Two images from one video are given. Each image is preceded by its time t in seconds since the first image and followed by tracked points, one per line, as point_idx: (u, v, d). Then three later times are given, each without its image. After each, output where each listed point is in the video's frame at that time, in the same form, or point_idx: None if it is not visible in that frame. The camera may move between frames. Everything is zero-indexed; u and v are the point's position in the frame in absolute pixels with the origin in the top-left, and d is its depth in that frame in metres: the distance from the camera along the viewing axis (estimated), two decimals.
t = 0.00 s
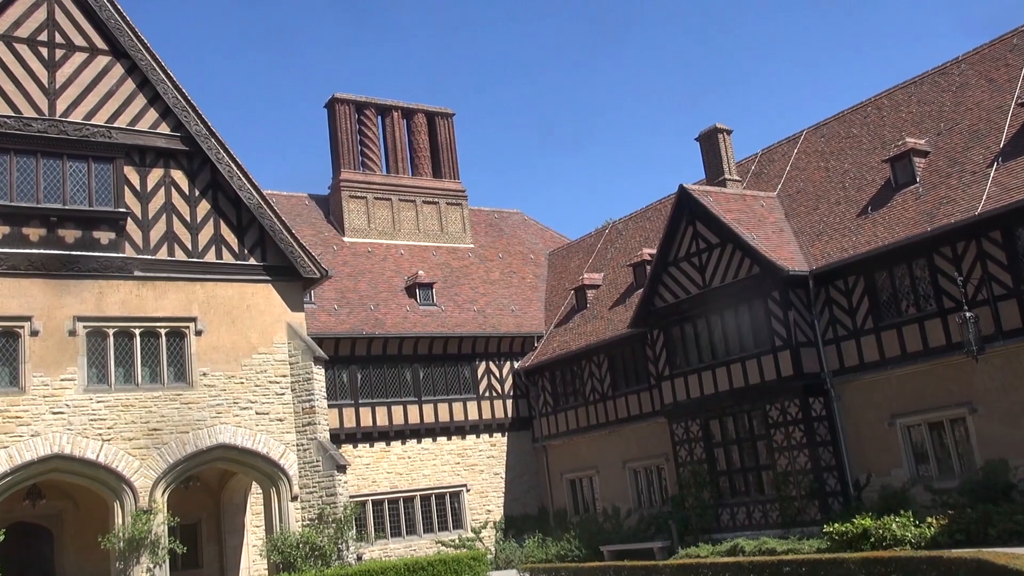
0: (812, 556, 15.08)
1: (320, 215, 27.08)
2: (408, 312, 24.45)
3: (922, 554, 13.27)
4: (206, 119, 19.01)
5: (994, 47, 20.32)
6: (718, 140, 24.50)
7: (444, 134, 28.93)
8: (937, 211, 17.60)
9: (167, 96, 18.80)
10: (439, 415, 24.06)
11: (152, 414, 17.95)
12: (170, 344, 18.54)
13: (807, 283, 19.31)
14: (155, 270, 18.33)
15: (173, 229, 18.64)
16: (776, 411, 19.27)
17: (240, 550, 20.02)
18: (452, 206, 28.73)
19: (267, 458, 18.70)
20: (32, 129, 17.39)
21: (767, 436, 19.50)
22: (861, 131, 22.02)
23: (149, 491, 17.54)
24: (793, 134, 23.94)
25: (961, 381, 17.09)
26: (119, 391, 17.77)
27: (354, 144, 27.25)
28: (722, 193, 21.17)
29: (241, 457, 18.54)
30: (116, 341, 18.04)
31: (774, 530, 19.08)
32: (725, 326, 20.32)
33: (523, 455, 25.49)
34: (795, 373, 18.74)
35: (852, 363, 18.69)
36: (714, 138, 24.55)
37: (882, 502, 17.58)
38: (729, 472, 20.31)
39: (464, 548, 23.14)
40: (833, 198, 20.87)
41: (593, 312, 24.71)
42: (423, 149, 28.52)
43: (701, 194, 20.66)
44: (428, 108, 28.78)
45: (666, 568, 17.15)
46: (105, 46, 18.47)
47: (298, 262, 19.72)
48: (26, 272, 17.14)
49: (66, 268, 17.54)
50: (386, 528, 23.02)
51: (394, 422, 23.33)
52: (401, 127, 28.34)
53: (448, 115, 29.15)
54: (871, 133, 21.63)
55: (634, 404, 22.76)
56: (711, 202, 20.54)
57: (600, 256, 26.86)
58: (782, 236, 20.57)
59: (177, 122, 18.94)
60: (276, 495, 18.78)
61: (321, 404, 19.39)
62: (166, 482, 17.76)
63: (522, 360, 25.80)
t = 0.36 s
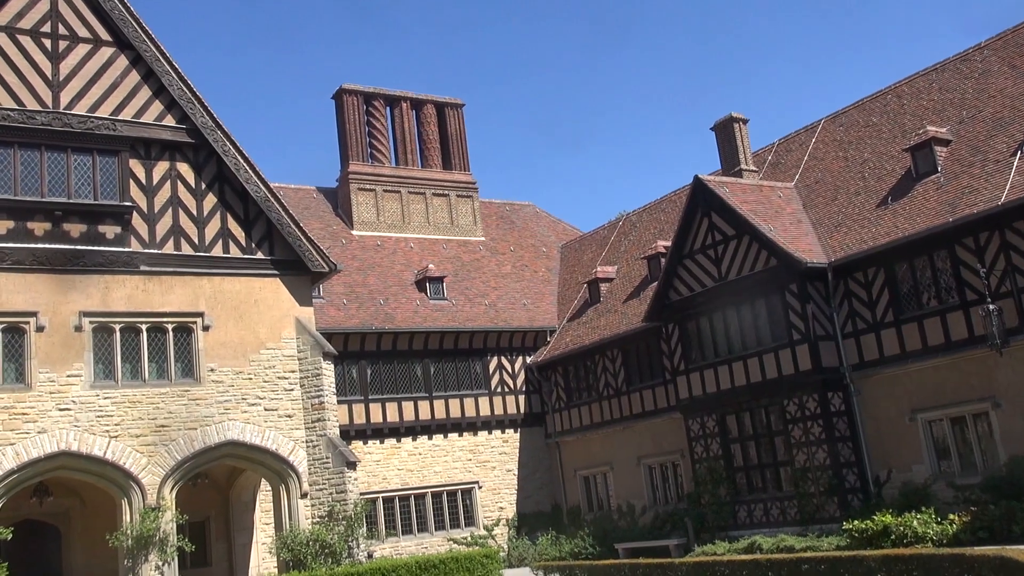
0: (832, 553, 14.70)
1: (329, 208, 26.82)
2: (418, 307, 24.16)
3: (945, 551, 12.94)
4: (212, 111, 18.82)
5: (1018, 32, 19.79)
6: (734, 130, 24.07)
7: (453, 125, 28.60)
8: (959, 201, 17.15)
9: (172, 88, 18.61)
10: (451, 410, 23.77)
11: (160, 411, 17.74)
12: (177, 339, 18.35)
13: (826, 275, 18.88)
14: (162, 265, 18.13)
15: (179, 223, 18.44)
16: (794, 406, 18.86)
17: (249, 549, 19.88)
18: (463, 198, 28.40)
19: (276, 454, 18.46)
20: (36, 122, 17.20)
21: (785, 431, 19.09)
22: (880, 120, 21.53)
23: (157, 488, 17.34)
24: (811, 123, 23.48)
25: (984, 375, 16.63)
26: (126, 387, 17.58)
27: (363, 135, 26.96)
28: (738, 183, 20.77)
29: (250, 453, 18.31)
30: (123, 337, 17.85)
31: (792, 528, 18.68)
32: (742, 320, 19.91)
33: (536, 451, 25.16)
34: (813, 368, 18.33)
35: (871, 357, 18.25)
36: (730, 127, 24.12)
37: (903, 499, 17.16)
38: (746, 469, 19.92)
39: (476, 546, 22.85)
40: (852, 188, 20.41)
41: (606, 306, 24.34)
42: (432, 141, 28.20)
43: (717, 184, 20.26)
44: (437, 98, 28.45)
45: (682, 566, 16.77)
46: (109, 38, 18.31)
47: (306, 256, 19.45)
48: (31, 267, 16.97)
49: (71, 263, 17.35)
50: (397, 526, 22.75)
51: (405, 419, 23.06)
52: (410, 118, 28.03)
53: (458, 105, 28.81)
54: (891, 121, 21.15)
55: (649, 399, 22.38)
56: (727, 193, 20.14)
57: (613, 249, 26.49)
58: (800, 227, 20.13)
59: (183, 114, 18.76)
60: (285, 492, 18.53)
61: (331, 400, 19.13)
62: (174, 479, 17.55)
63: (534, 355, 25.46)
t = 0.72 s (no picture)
0: (845, 543, 14.75)
1: (342, 197, 26.92)
2: (431, 296, 24.24)
3: (959, 540, 13.07)
4: (226, 102, 18.94)
5: None
6: (747, 119, 24.02)
7: (466, 115, 28.63)
8: (974, 189, 17.08)
9: (187, 79, 18.77)
10: (464, 399, 23.87)
11: (175, 399, 17.91)
12: (192, 329, 18.50)
13: (839, 264, 18.83)
14: (177, 255, 18.30)
15: (194, 213, 18.57)
16: (808, 396, 18.84)
17: (265, 535, 20.00)
18: (476, 188, 28.44)
19: (290, 443, 18.61)
20: (52, 113, 17.44)
21: (798, 421, 19.09)
22: (895, 108, 21.43)
23: (173, 476, 17.51)
24: (824, 112, 23.39)
25: (999, 364, 16.57)
26: (142, 376, 17.78)
27: (376, 126, 27.01)
28: (751, 173, 20.73)
29: (265, 442, 18.48)
30: (139, 327, 18.04)
31: (805, 517, 18.70)
32: (755, 310, 19.89)
33: (549, 440, 25.23)
34: (827, 357, 18.30)
35: (885, 346, 18.22)
36: (743, 116, 24.05)
37: (916, 488, 17.14)
38: (759, 458, 19.93)
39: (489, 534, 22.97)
40: (866, 177, 20.35)
41: (619, 296, 24.36)
42: (445, 131, 28.24)
43: (730, 173, 20.24)
44: (450, 88, 28.47)
45: (696, 554, 16.79)
46: (124, 29, 18.47)
47: (320, 246, 19.55)
48: (48, 257, 17.18)
49: (86, 253, 17.54)
50: (410, 514, 22.89)
51: (418, 408, 23.17)
52: (423, 108, 28.07)
53: (471, 95, 28.82)
54: (906, 110, 21.05)
55: (661, 388, 22.40)
56: (740, 182, 20.11)
57: (626, 239, 26.49)
58: (813, 216, 20.10)
59: (198, 105, 18.92)
60: (300, 480, 18.69)
61: (345, 389, 19.26)
62: (190, 467, 17.73)
63: (547, 344, 25.51)
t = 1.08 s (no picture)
0: (861, 528, 14.75)
1: (359, 182, 26.98)
2: (448, 281, 24.29)
3: (976, 526, 13.08)
4: (244, 86, 19.01)
5: None
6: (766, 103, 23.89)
7: (483, 99, 28.59)
8: (995, 174, 16.93)
9: (205, 64, 18.85)
10: (481, 383, 23.96)
11: (195, 383, 18.07)
12: (211, 313, 18.65)
13: (857, 249, 18.74)
14: (195, 239, 18.43)
15: (212, 198, 18.70)
16: (825, 381, 18.80)
17: (283, 519, 20.30)
18: (492, 172, 28.43)
19: (309, 427, 18.76)
20: (71, 99, 17.61)
21: (815, 406, 19.06)
22: (915, 92, 21.25)
23: (193, 459, 17.67)
24: (844, 96, 23.23)
25: (1018, 349, 16.46)
26: (162, 359, 17.95)
27: (393, 110, 27.02)
28: (770, 157, 20.63)
29: (283, 425, 18.64)
30: (158, 311, 18.20)
31: (822, 502, 18.70)
32: (772, 295, 19.84)
33: (565, 424, 25.29)
34: (844, 342, 18.25)
35: (903, 331, 18.14)
36: (762, 100, 23.91)
37: (933, 473, 17.09)
38: (775, 443, 19.92)
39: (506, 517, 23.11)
40: (885, 162, 20.21)
41: (635, 280, 24.34)
42: (462, 116, 28.22)
43: (748, 158, 20.15)
44: (467, 73, 28.43)
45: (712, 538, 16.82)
46: (142, 14, 18.53)
47: (337, 230, 19.62)
48: (67, 241, 17.35)
49: (105, 238, 17.69)
50: (428, 497, 23.03)
51: (435, 392, 23.27)
52: (440, 93, 28.05)
53: (488, 80, 28.77)
54: (926, 94, 20.86)
55: (678, 373, 22.39)
56: (758, 167, 20.01)
57: (643, 224, 26.45)
58: (831, 201, 20.00)
59: (215, 90, 19.00)
60: (318, 464, 18.85)
61: (362, 373, 19.37)
62: (209, 450, 17.91)
63: (563, 329, 25.53)
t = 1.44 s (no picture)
0: (881, 511, 14.72)
1: (379, 164, 27.03)
2: (468, 263, 24.34)
3: (997, 509, 13.04)
4: (265, 69, 19.07)
5: None
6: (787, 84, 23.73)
7: (503, 81, 28.54)
8: (1020, 156, 16.75)
9: (226, 47, 18.93)
10: (500, 365, 24.04)
11: (217, 363, 18.23)
12: (232, 294, 18.79)
13: (880, 232, 18.63)
14: (217, 221, 18.56)
15: (234, 179, 18.82)
16: (845, 364, 18.74)
17: (304, 498, 20.36)
18: (512, 155, 28.40)
19: (330, 407, 18.90)
20: (94, 81, 17.79)
21: (835, 389, 19.01)
22: (940, 73, 21.02)
23: (215, 439, 17.87)
24: (867, 77, 23.03)
25: None
26: (184, 340, 18.11)
27: (413, 92, 27.03)
28: (791, 139, 20.51)
29: (305, 405, 18.79)
30: (181, 292, 18.36)
31: (841, 485, 18.68)
32: (793, 278, 19.77)
33: (584, 406, 25.34)
34: (865, 325, 18.17)
35: (925, 314, 18.04)
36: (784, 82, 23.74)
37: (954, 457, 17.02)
38: (795, 426, 19.90)
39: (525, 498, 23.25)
40: (908, 144, 20.05)
41: (655, 263, 24.30)
42: (482, 98, 28.19)
43: (769, 140, 20.04)
44: (487, 55, 28.37)
45: (732, 520, 16.85)
46: None
47: (358, 212, 19.69)
48: (91, 223, 17.51)
49: (128, 219, 17.86)
50: (447, 478, 23.17)
51: (454, 373, 23.37)
52: (460, 75, 28.02)
53: (508, 62, 28.70)
54: (951, 75, 20.64)
55: (697, 355, 22.37)
56: (779, 149, 19.90)
57: (663, 206, 26.38)
58: (853, 183, 19.88)
59: (236, 72, 19.08)
60: (339, 444, 19.00)
61: (383, 354, 19.48)
62: (232, 429, 18.11)
63: (583, 312, 25.53)
